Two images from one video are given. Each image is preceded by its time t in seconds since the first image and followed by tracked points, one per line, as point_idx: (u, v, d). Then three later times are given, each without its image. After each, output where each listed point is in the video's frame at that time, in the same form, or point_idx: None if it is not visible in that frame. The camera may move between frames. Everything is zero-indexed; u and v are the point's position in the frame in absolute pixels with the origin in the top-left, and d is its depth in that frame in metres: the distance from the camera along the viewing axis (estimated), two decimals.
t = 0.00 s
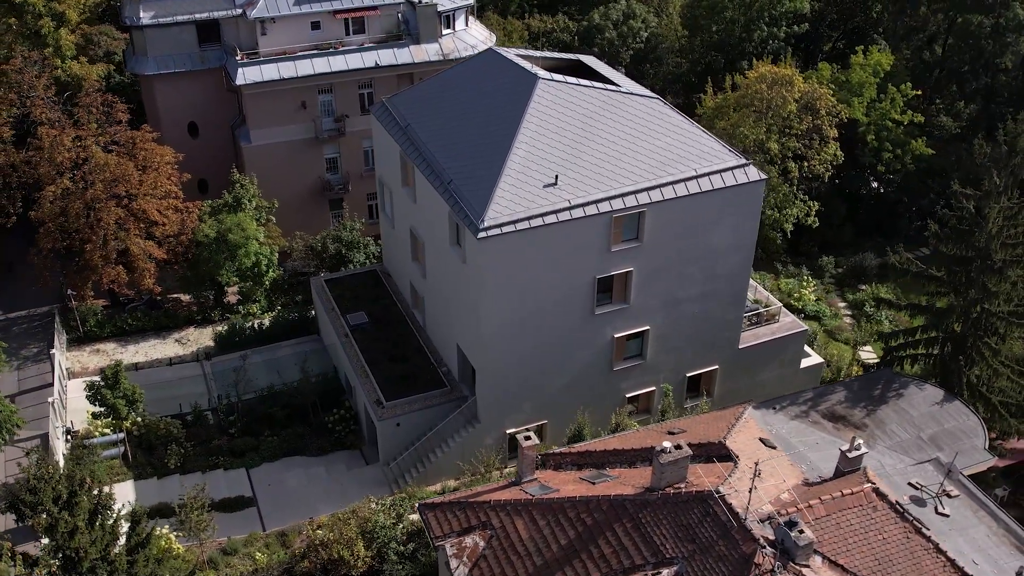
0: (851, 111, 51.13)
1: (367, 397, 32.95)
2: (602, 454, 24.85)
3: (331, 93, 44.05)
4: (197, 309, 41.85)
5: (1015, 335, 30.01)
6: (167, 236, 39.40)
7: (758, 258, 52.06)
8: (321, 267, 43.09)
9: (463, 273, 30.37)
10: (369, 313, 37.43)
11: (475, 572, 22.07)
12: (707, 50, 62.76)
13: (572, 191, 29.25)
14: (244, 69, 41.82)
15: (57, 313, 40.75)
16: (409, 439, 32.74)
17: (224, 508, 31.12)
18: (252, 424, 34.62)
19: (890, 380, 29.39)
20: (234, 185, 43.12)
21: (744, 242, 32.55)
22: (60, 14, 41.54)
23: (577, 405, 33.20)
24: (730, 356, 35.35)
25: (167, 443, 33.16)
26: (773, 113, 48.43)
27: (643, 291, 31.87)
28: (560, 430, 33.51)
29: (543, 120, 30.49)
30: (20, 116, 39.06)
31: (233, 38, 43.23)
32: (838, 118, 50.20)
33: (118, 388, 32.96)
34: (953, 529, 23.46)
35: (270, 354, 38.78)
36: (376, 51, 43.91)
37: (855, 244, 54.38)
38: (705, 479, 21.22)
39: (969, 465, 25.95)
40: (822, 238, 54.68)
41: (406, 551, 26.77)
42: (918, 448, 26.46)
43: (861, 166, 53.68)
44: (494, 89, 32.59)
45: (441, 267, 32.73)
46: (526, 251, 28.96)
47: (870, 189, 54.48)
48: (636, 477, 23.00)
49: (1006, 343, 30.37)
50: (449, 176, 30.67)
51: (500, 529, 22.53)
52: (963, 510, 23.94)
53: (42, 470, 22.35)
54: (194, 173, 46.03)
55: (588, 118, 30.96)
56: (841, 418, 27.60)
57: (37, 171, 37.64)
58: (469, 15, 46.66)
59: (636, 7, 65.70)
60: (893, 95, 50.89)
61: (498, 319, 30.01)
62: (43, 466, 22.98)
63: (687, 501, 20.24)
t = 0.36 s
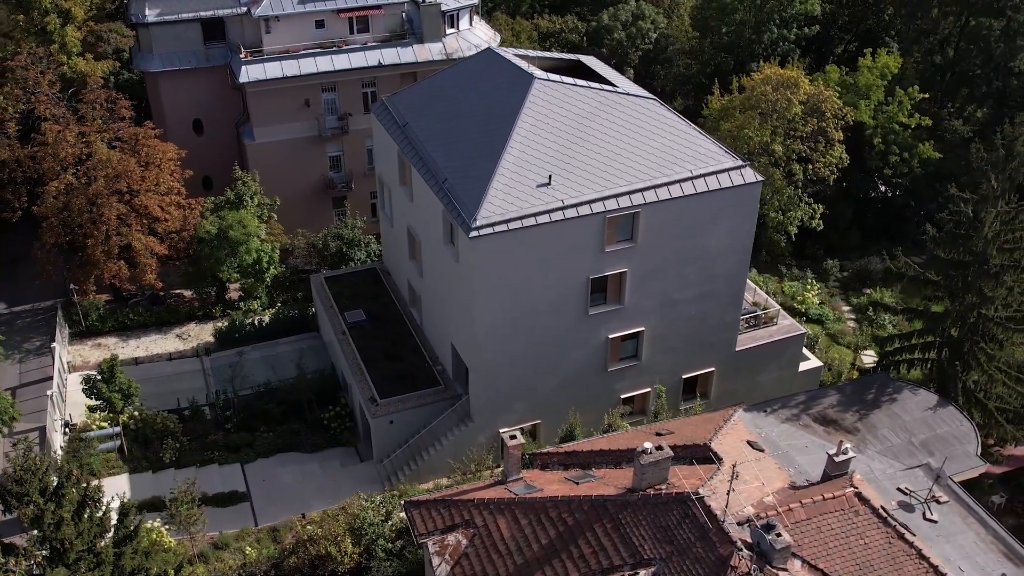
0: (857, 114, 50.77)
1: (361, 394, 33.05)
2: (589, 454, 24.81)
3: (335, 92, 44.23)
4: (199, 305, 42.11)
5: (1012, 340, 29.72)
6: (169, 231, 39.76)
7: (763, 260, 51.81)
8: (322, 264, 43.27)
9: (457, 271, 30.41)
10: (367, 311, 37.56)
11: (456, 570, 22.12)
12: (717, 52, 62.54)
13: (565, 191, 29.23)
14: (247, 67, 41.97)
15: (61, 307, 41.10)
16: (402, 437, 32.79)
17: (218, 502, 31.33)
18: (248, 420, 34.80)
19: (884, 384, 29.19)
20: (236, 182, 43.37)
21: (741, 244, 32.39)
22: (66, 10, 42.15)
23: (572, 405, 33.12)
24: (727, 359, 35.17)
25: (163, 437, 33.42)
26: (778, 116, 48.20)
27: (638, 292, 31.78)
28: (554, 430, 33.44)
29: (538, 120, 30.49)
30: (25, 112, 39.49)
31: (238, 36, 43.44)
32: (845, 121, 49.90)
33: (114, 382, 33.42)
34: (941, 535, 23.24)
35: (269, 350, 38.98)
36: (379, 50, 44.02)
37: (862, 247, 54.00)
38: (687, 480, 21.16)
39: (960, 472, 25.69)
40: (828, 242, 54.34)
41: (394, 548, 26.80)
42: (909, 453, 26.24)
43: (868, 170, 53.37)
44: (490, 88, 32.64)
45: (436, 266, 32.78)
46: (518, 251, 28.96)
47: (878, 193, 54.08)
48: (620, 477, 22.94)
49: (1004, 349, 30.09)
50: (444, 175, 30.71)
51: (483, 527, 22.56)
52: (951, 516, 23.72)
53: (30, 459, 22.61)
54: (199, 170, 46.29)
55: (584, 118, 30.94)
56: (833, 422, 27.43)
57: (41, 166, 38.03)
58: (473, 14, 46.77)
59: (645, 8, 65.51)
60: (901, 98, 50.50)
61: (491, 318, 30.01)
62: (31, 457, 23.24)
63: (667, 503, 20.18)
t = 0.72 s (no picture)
0: (864, 117, 50.40)
1: (355, 392, 33.16)
2: (575, 455, 24.80)
3: (338, 90, 44.34)
4: (200, 301, 42.35)
5: (1009, 347, 29.43)
6: (171, 228, 40.05)
7: (767, 263, 51.55)
8: (324, 262, 43.43)
9: (450, 270, 30.44)
10: (365, 309, 37.67)
11: (438, 568, 22.17)
12: (726, 54, 62.27)
13: (558, 191, 29.20)
14: (251, 65, 42.17)
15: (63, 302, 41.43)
16: (396, 435, 32.85)
17: (211, 497, 31.51)
18: (244, 417, 34.97)
19: (878, 389, 28.97)
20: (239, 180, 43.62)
21: (737, 247, 32.24)
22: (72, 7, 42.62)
23: (566, 406, 33.07)
24: (724, 361, 35.01)
25: (160, 432, 33.66)
26: (783, 119, 47.96)
27: (632, 293, 31.70)
28: (548, 431, 33.40)
29: (533, 120, 30.49)
30: (30, 108, 39.89)
31: (243, 34, 43.70)
32: (850, 124, 49.58)
33: (110, 377, 33.40)
34: (928, 542, 23.03)
35: (268, 347, 39.16)
36: (382, 50, 44.13)
37: (869, 251, 53.59)
38: (668, 483, 21.10)
39: (951, 479, 25.44)
40: (835, 245, 53.94)
41: (382, 546, 26.84)
42: (900, 459, 26.02)
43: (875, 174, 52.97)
44: (487, 88, 32.70)
45: (431, 265, 32.82)
46: (510, 250, 28.95)
47: (886, 196, 53.69)
48: (603, 478, 22.90)
49: (1000, 355, 29.82)
50: (439, 174, 30.74)
51: (465, 526, 22.60)
52: (939, 523, 23.48)
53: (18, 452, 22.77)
54: (203, 167, 46.57)
55: (579, 118, 30.90)
56: (824, 426, 27.25)
57: (44, 162, 38.34)
58: (477, 14, 46.81)
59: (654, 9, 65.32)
60: (908, 101, 50.09)
61: (484, 317, 30.01)
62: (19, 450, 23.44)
63: (646, 505, 20.12)
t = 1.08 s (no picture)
0: (870, 121, 50.02)
1: (350, 391, 33.24)
2: (562, 457, 24.77)
3: (341, 90, 44.46)
4: (202, 298, 42.58)
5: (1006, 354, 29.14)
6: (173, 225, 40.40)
7: (771, 267, 51.29)
8: (325, 260, 43.60)
9: (443, 271, 30.42)
10: (362, 308, 37.77)
11: (420, 568, 22.18)
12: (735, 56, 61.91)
13: (552, 193, 29.15)
14: (254, 64, 42.38)
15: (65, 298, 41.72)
16: (389, 435, 32.91)
17: (204, 493, 31.67)
18: (240, 414, 35.13)
19: (871, 395, 28.77)
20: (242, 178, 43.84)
21: (733, 251, 32.07)
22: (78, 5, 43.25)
23: (559, 407, 32.98)
24: (720, 365, 34.84)
25: (156, 427, 33.91)
26: (788, 122, 47.68)
27: (627, 296, 31.59)
28: (541, 432, 33.34)
29: (527, 121, 30.45)
30: (35, 106, 40.30)
31: (247, 34, 43.91)
32: (857, 128, 49.21)
33: (106, 373, 33.42)
34: (916, 550, 22.81)
35: (267, 345, 39.33)
36: (386, 49, 44.24)
37: (875, 256, 53.19)
38: (649, 486, 21.02)
39: (941, 487, 25.20)
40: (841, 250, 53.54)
41: (369, 545, 26.90)
42: (890, 466, 25.80)
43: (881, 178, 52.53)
44: (484, 88, 32.67)
45: (426, 265, 32.82)
46: (503, 251, 28.90)
47: (893, 201, 53.26)
48: (587, 481, 22.85)
49: (997, 363, 29.52)
50: (433, 175, 30.73)
51: (448, 527, 22.61)
52: (928, 531, 23.20)
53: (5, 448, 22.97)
54: (208, 165, 46.85)
55: (574, 120, 30.84)
56: (815, 432, 27.06)
57: (47, 159, 38.62)
58: (482, 14, 46.86)
59: (663, 10, 65.11)
60: (916, 105, 49.65)
61: (476, 318, 29.98)
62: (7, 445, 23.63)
63: (625, 508, 20.07)
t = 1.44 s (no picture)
0: (877, 124, 49.63)
1: (344, 389, 33.32)
2: (548, 459, 24.70)
3: (344, 88, 44.52)
4: (203, 295, 42.76)
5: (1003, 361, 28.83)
6: (174, 222, 40.60)
7: (776, 270, 50.96)
8: (327, 258, 43.75)
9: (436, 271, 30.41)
10: (360, 307, 37.85)
11: (401, 567, 22.19)
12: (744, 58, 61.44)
13: (545, 194, 29.08)
14: (257, 62, 42.54)
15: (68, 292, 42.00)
16: (383, 433, 32.96)
17: (196, 489, 31.81)
18: (236, 410, 35.28)
19: (864, 401, 28.55)
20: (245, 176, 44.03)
21: (729, 254, 31.89)
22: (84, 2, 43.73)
23: (553, 408, 32.92)
24: (716, 368, 34.67)
25: (152, 423, 34.10)
26: (793, 125, 47.38)
27: (621, 298, 31.48)
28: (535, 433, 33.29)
29: (522, 121, 30.42)
30: (39, 102, 40.62)
31: (251, 32, 44.15)
32: (864, 131, 48.79)
33: (101, 368, 33.79)
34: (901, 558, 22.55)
35: (265, 342, 39.48)
36: (389, 49, 44.27)
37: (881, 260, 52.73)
38: (629, 489, 20.93)
39: (931, 494, 24.93)
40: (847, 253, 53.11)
41: (356, 543, 26.92)
42: (880, 472, 25.56)
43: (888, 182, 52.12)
44: (481, 88, 32.64)
45: (421, 264, 32.82)
46: (495, 252, 28.85)
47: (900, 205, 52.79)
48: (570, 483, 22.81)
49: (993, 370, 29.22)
50: (428, 174, 30.74)
51: (430, 526, 22.59)
52: (915, 539, 22.95)
53: None
54: (212, 162, 47.08)
55: (570, 120, 30.78)
56: (805, 437, 26.86)
57: (50, 155, 38.89)
58: (486, 14, 46.85)
59: (673, 11, 64.86)
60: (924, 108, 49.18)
61: (468, 318, 29.95)
62: None
63: (604, 511, 20.00)
